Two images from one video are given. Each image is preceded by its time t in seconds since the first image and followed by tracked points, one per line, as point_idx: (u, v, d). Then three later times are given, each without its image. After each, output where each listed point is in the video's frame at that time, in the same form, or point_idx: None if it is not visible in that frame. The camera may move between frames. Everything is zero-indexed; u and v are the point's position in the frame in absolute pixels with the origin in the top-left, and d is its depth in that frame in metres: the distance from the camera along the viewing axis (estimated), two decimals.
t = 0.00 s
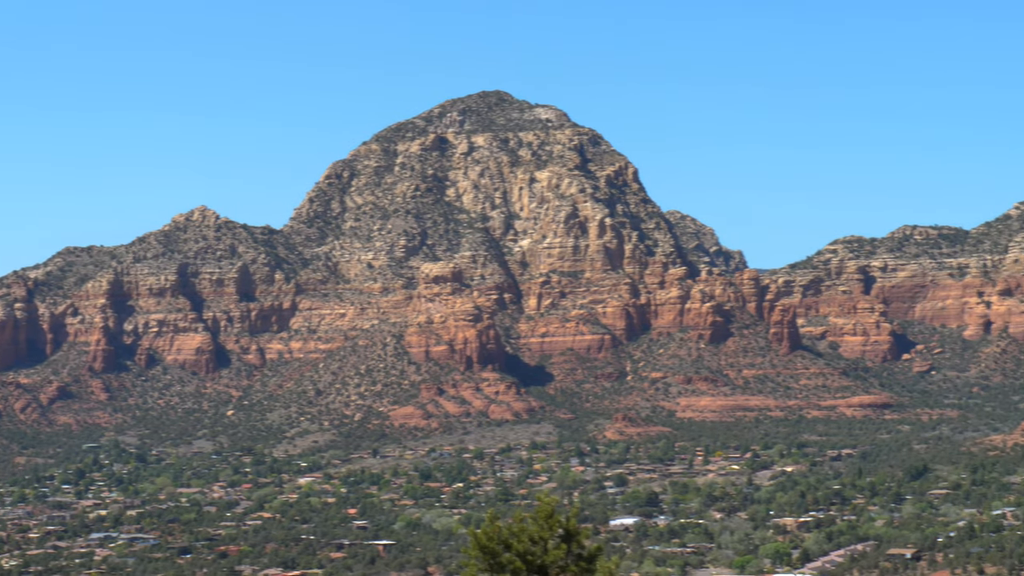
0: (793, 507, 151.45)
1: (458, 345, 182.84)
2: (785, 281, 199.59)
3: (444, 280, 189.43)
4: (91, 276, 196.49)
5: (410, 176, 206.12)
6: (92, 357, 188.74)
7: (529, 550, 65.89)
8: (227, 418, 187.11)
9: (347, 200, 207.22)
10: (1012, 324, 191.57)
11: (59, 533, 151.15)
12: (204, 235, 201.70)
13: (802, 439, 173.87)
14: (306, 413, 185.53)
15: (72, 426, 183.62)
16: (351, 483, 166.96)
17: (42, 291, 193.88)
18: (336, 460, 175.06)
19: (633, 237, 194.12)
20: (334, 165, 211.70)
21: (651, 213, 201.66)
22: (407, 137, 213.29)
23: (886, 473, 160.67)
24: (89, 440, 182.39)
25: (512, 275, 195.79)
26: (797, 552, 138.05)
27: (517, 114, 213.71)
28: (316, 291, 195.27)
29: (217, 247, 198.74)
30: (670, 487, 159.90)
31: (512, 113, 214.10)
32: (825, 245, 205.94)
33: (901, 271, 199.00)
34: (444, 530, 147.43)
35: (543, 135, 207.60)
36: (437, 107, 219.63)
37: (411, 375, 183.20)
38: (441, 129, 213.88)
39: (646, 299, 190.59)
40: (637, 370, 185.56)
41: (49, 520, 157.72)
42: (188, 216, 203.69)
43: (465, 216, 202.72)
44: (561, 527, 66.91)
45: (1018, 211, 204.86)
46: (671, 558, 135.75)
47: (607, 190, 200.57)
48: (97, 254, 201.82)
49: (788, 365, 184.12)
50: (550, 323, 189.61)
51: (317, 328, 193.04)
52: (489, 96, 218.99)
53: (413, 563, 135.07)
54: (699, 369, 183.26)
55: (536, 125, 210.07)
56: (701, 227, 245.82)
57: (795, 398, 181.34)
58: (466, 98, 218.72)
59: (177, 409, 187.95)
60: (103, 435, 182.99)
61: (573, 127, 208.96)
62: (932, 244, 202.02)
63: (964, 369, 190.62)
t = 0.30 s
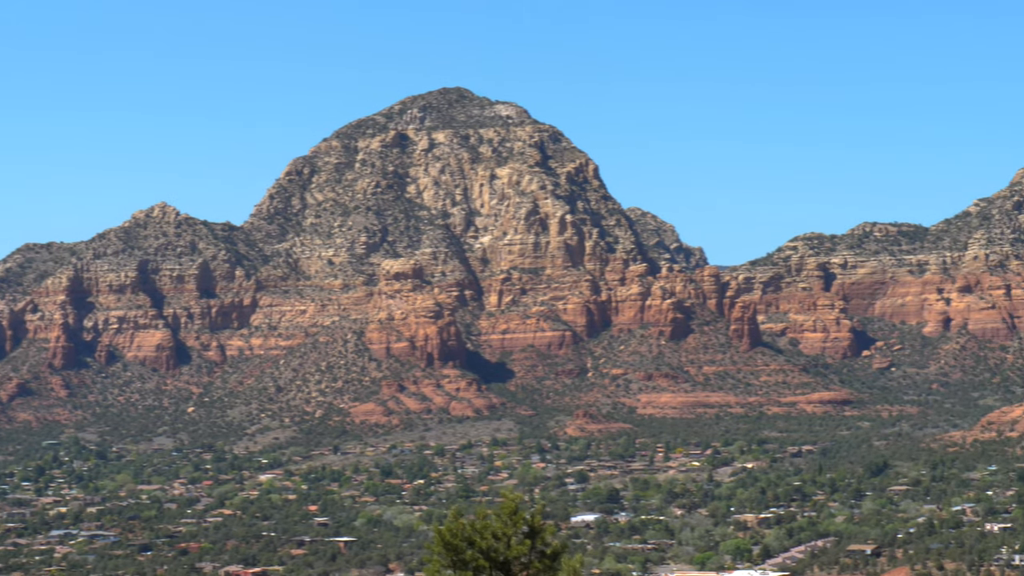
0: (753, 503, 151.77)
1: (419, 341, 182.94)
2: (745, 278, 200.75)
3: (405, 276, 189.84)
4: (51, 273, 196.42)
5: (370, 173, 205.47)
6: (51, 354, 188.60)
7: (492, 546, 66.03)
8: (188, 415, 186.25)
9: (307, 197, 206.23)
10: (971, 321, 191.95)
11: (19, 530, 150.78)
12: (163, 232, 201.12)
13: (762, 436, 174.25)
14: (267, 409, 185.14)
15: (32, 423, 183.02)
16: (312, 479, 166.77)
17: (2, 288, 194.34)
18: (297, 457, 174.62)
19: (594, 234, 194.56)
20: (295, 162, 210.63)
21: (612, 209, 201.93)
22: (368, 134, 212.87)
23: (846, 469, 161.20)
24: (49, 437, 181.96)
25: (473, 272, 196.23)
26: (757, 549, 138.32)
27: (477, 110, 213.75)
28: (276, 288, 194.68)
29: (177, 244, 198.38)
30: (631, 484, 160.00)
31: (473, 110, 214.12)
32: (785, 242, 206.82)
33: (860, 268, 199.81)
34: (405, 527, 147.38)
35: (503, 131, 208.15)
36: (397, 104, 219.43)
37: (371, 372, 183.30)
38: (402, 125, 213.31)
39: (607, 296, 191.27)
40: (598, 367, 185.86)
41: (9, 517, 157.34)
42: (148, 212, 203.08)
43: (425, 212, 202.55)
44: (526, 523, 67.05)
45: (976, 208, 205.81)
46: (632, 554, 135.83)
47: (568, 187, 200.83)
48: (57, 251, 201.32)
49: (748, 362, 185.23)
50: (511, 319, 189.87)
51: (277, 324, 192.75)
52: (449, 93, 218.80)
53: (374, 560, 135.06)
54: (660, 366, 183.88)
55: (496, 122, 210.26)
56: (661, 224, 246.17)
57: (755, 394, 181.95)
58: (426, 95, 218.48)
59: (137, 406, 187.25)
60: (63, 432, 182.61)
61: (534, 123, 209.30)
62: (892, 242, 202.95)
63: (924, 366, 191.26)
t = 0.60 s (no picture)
0: (723, 501, 151.97)
1: (388, 340, 182.77)
2: (714, 276, 202.19)
3: (374, 274, 189.61)
4: (20, 270, 195.96)
5: (340, 171, 205.07)
6: (22, 351, 187.52)
7: (465, 544, 66.06)
8: (157, 412, 185.90)
9: (277, 194, 205.89)
10: (940, 319, 193.12)
11: None
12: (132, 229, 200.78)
13: (731, 434, 174.58)
14: (236, 407, 184.59)
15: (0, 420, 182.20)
16: (281, 477, 166.58)
17: None
18: (266, 455, 174.08)
19: (563, 231, 194.88)
20: (264, 159, 210.11)
21: (581, 207, 202.44)
22: (337, 132, 212.34)
23: (814, 467, 161.55)
24: (18, 435, 181.47)
25: (442, 270, 196.23)
26: (726, 547, 138.46)
27: (447, 108, 213.65)
28: (245, 286, 195.06)
29: (146, 241, 198.01)
30: (601, 482, 159.94)
31: (443, 107, 214.00)
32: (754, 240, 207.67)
33: (829, 266, 200.68)
34: (374, 525, 147.47)
35: (473, 129, 208.25)
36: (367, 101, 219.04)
37: (340, 370, 182.84)
38: (372, 123, 213.18)
39: (577, 294, 191.80)
40: (568, 365, 185.97)
41: None
42: (117, 210, 202.47)
43: (395, 211, 202.57)
44: (498, 522, 66.99)
45: (945, 207, 206.50)
46: (602, 553, 135.82)
47: (537, 185, 200.90)
48: (25, 249, 201.07)
49: (718, 360, 185.55)
50: (481, 317, 190.29)
51: (246, 322, 192.85)
52: (420, 91, 218.23)
53: (343, 558, 134.99)
54: (629, 364, 184.50)
55: (466, 120, 210.28)
56: (630, 221, 246.52)
57: (724, 392, 182.35)
58: (396, 93, 218.01)
59: (106, 404, 187.09)
60: (32, 430, 182.13)
61: (504, 121, 209.39)
62: (860, 239, 204.08)
63: (892, 364, 191.79)
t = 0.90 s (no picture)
0: (691, 502, 152.23)
1: (358, 340, 182.73)
2: (684, 277, 203.34)
3: (344, 274, 189.89)
4: None
5: (309, 171, 204.70)
6: None
7: (434, 544, 66.03)
8: (126, 412, 185.25)
9: (246, 194, 205.47)
10: (908, 320, 193.43)
11: None
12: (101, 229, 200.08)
13: (700, 434, 174.82)
14: (204, 407, 183.52)
15: None
16: (250, 477, 166.35)
17: None
18: (235, 455, 173.72)
19: (532, 232, 195.57)
20: (234, 159, 209.91)
21: (551, 207, 202.95)
22: (307, 131, 212.27)
23: (783, 467, 161.81)
24: None
25: (412, 270, 195.85)
26: (695, 547, 138.65)
27: (417, 108, 213.74)
28: (215, 285, 194.87)
29: (115, 240, 197.51)
30: (570, 482, 159.91)
31: (412, 107, 214.08)
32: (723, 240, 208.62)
33: (798, 267, 202.42)
34: (343, 525, 147.50)
35: (443, 129, 208.56)
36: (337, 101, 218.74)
37: (309, 369, 182.94)
38: (341, 122, 212.96)
39: (546, 294, 192.32)
40: (537, 365, 186.41)
41: None
42: (86, 209, 202.24)
43: (364, 210, 202.33)
44: (467, 522, 67.06)
45: (914, 208, 207.04)
46: (570, 553, 135.86)
47: (507, 185, 201.20)
48: None
49: (687, 360, 186.44)
50: (450, 317, 190.51)
51: (215, 322, 192.77)
52: (389, 91, 218.09)
53: (312, 558, 134.96)
54: (598, 364, 184.41)
55: (436, 120, 210.43)
56: (599, 221, 246.75)
57: (694, 392, 183.03)
58: (366, 92, 217.67)
59: (75, 403, 185.99)
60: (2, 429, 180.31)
61: (474, 121, 209.61)
62: (830, 240, 205.21)
63: (861, 365, 192.17)
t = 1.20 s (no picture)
0: (655, 503, 152.47)
1: (322, 340, 182.47)
2: (648, 278, 203.78)
3: (308, 275, 190.04)
4: None
5: (274, 171, 204.59)
6: None
7: (395, 545, 66.18)
8: (89, 412, 184.21)
9: (211, 194, 205.45)
10: (872, 321, 194.04)
11: None
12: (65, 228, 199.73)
13: (664, 436, 175.13)
14: (168, 407, 183.17)
15: None
16: (214, 477, 166.10)
17: None
18: (199, 455, 173.41)
19: (497, 232, 195.76)
20: (198, 159, 209.61)
21: (515, 208, 203.20)
22: (271, 131, 212.08)
23: (746, 469, 162.12)
24: None
25: (376, 270, 195.84)
26: (658, 548, 138.89)
27: (382, 108, 213.63)
28: (179, 285, 194.62)
29: (79, 240, 196.76)
30: (533, 483, 160.02)
31: (377, 108, 213.93)
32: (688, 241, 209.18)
33: (763, 268, 202.76)
34: (307, 525, 147.51)
35: (408, 130, 208.37)
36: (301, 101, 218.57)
37: (273, 369, 182.56)
38: (306, 122, 212.86)
39: (510, 295, 192.82)
40: (501, 366, 186.38)
41: None
42: (50, 209, 201.82)
43: (329, 210, 202.05)
44: (429, 523, 67.32)
45: (878, 209, 207.58)
46: (533, 554, 135.96)
47: (471, 186, 201.43)
48: None
49: (651, 361, 187.65)
50: (414, 318, 190.62)
51: (180, 322, 192.25)
52: (354, 91, 217.92)
53: (276, 558, 134.97)
54: (563, 365, 185.11)
55: (401, 120, 210.40)
56: (564, 222, 246.92)
57: (657, 393, 183.71)
58: (331, 92, 217.48)
59: (38, 403, 184.84)
60: None
61: (439, 122, 209.67)
62: (794, 241, 205.86)
63: (824, 367, 192.37)
